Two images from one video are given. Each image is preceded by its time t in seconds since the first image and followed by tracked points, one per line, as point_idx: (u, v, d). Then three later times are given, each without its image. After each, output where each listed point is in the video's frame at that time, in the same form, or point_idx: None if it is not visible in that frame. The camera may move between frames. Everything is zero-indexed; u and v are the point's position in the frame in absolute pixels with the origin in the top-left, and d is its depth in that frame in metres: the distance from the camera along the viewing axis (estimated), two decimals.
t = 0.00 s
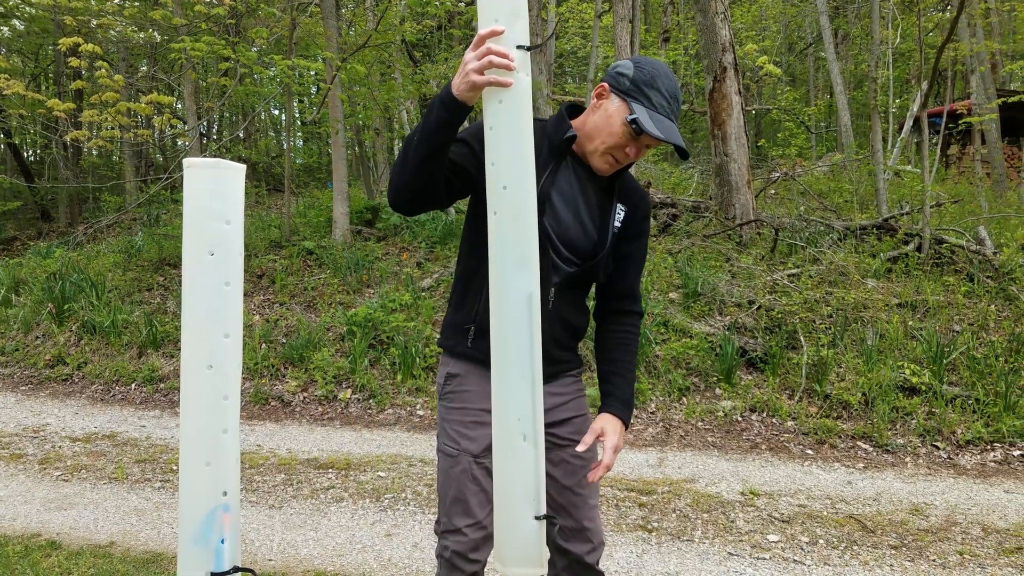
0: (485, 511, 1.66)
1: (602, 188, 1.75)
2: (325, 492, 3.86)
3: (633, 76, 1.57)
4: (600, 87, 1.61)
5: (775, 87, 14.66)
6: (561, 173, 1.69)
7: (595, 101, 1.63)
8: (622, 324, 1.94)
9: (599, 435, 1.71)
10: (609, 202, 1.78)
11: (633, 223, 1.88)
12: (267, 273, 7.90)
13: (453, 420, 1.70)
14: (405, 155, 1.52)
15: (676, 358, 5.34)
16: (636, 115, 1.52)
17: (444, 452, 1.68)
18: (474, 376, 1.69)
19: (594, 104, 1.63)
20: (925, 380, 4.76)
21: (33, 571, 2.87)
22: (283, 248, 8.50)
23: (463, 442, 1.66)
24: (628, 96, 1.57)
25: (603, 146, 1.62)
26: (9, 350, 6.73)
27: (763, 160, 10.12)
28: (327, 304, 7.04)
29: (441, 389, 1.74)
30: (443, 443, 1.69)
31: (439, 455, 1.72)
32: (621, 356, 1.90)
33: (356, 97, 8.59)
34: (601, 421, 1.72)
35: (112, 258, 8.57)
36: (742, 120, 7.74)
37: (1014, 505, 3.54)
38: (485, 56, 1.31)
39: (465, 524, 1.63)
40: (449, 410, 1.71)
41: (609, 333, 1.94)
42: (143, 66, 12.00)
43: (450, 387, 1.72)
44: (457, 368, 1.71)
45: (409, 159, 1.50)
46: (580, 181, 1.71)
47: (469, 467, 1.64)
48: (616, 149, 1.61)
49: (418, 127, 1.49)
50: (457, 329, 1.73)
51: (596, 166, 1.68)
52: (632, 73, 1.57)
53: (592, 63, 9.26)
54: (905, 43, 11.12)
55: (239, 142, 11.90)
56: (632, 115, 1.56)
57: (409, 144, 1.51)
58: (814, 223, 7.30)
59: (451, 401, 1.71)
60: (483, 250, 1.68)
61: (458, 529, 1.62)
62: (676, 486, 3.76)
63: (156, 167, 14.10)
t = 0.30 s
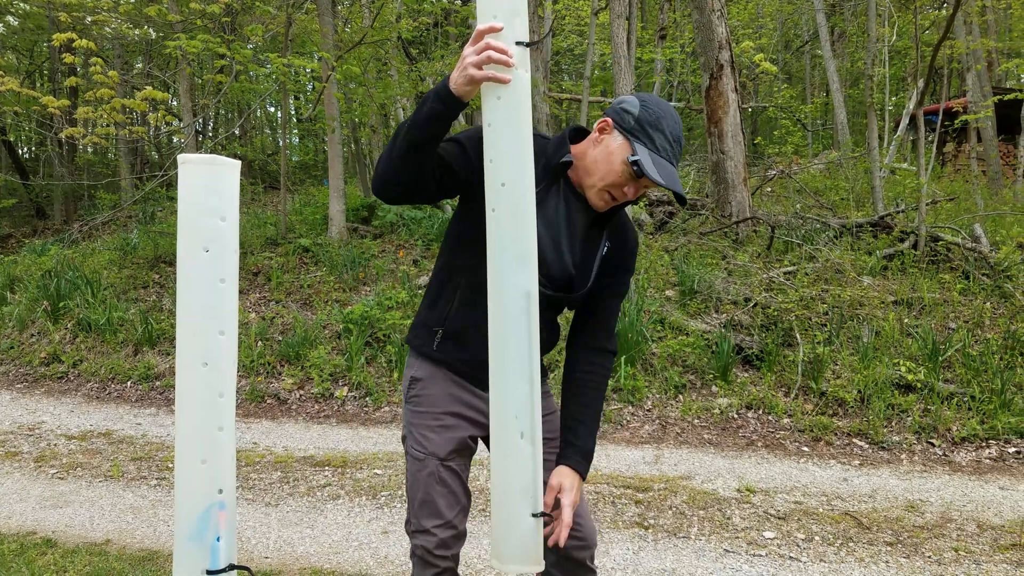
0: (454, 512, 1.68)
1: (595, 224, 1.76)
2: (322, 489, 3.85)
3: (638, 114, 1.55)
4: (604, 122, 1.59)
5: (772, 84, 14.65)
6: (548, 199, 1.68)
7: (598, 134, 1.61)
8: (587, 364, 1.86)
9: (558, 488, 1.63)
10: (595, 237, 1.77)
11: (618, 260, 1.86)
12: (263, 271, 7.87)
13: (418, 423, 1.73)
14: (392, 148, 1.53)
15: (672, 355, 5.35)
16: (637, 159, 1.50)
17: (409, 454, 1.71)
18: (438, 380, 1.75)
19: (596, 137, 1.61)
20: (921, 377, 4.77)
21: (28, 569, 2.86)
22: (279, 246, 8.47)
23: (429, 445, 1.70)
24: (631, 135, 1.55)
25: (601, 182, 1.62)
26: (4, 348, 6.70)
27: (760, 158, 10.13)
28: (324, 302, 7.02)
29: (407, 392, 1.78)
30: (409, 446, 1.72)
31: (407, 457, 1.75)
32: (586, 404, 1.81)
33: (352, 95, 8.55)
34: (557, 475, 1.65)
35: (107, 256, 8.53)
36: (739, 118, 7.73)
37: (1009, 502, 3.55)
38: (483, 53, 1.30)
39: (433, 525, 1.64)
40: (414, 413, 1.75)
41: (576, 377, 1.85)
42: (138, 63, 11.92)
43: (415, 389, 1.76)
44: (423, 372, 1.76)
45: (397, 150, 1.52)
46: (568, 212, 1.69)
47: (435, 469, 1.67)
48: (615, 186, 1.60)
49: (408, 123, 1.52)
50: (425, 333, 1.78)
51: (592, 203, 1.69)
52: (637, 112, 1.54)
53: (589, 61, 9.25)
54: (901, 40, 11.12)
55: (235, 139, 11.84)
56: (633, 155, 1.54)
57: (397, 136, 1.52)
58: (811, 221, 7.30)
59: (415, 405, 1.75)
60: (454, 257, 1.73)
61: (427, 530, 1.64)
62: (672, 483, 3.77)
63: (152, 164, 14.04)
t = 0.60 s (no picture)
0: (435, 508, 1.70)
1: (584, 256, 1.69)
2: (317, 488, 3.84)
3: (637, 158, 1.54)
4: (601, 161, 1.58)
5: (767, 82, 14.69)
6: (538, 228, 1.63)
7: (594, 173, 1.60)
8: (571, 399, 1.80)
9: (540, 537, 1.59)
10: (584, 269, 1.71)
11: (605, 289, 1.80)
12: (257, 268, 7.84)
13: (396, 421, 1.74)
14: (383, 144, 1.53)
15: (667, 353, 5.36)
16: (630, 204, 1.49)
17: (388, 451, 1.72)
18: (416, 380, 1.75)
19: (592, 175, 1.60)
20: (915, 375, 4.80)
21: (21, 568, 2.85)
22: (274, 244, 8.43)
23: (409, 443, 1.70)
24: (627, 178, 1.54)
25: (594, 222, 1.59)
26: None
27: (755, 156, 10.15)
28: (319, 300, 7.00)
29: (385, 389, 1.78)
30: (389, 444, 1.73)
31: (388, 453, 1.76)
32: (571, 446, 1.75)
33: (347, 92, 8.52)
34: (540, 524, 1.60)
35: (101, 254, 8.47)
36: (734, 116, 7.74)
37: (1002, 499, 3.58)
38: (478, 54, 1.30)
39: (415, 521, 1.66)
40: (392, 411, 1.75)
41: (560, 414, 1.79)
42: (131, 61, 11.85)
43: (393, 388, 1.77)
44: (401, 371, 1.76)
45: (388, 145, 1.51)
46: (555, 242, 1.64)
47: (414, 467, 1.69)
48: (606, 227, 1.59)
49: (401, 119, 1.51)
50: (405, 333, 1.78)
51: (584, 240, 1.66)
52: (636, 155, 1.54)
53: (584, 59, 9.25)
54: (896, 39, 11.15)
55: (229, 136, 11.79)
56: (628, 200, 1.53)
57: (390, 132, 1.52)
58: (805, 219, 7.31)
59: (394, 403, 1.75)
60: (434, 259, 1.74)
61: (408, 525, 1.66)
62: (667, 481, 3.78)
63: (147, 162, 13.96)
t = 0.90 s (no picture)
0: (430, 504, 1.69)
1: (577, 249, 1.68)
2: (310, 484, 3.83)
3: (629, 149, 1.52)
4: (593, 153, 1.56)
5: (761, 80, 14.71)
6: (529, 220, 1.63)
7: (587, 165, 1.59)
8: (569, 393, 1.79)
9: (538, 532, 1.58)
10: (579, 262, 1.71)
11: (599, 282, 1.80)
12: (250, 265, 7.80)
13: (390, 416, 1.73)
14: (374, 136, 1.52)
15: (661, 349, 5.37)
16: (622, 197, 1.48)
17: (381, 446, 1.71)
18: (409, 374, 1.74)
19: (585, 167, 1.59)
20: (908, 371, 4.83)
21: (11, 566, 2.82)
22: (267, 240, 8.38)
23: (403, 437, 1.69)
24: (620, 171, 1.52)
25: (586, 215, 1.58)
26: None
27: (749, 153, 10.16)
28: (312, 297, 6.96)
29: (380, 385, 1.77)
30: (382, 439, 1.72)
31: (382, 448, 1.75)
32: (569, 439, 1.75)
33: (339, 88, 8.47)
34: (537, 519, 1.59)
35: (92, 250, 8.39)
36: (728, 113, 7.73)
37: (995, 494, 3.61)
38: (470, 44, 1.28)
39: (410, 517, 1.65)
40: (386, 406, 1.75)
41: (558, 409, 1.78)
42: (122, 56, 11.74)
43: (387, 383, 1.76)
44: (395, 366, 1.75)
45: (379, 135, 1.51)
46: (548, 235, 1.63)
47: (408, 462, 1.68)
48: (600, 220, 1.57)
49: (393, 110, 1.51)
50: (398, 328, 1.77)
51: (578, 233, 1.65)
52: (628, 146, 1.52)
53: (579, 56, 9.23)
54: (889, 37, 11.18)
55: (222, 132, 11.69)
56: (620, 192, 1.51)
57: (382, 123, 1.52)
58: (799, 216, 7.33)
59: (388, 398, 1.74)
60: (428, 253, 1.73)
61: (403, 520, 1.65)
62: (661, 476, 3.78)
63: (139, 158, 13.85)
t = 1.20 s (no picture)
0: (429, 493, 1.68)
1: (578, 233, 1.67)
2: (304, 477, 3.81)
3: (629, 126, 1.50)
4: (592, 132, 1.54)
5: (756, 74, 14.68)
6: (529, 204, 1.61)
7: (587, 144, 1.57)
8: (569, 379, 1.78)
9: (533, 520, 1.57)
10: (579, 247, 1.69)
11: (598, 267, 1.79)
12: (243, 257, 7.74)
13: (388, 405, 1.71)
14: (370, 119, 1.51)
15: (657, 342, 5.37)
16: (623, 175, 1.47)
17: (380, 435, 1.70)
18: (407, 362, 1.72)
19: (585, 147, 1.57)
20: (904, 363, 4.85)
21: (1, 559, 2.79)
22: (259, 233, 8.32)
23: (401, 426, 1.68)
24: (620, 149, 1.50)
25: (586, 196, 1.56)
26: None
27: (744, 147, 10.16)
28: (306, 290, 6.92)
29: (377, 374, 1.76)
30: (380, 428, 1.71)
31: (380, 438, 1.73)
32: (570, 422, 1.74)
33: (333, 79, 8.39)
34: (536, 503, 1.59)
35: (84, 242, 8.31)
36: (724, 105, 7.71)
37: (990, 485, 3.63)
38: (468, 24, 1.27)
39: (408, 506, 1.64)
40: (384, 395, 1.73)
41: (557, 395, 1.77)
42: (113, 47, 11.61)
43: (385, 371, 1.74)
44: (393, 354, 1.73)
45: (375, 119, 1.49)
46: (548, 220, 1.62)
47: (407, 451, 1.66)
48: (601, 200, 1.55)
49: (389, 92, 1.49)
50: (396, 317, 1.75)
51: (578, 216, 1.63)
52: (628, 124, 1.50)
53: (574, 48, 9.18)
54: (885, 30, 11.17)
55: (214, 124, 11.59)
56: (621, 170, 1.50)
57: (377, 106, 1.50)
58: (795, 209, 7.33)
59: (385, 387, 1.73)
60: (426, 241, 1.71)
61: (401, 510, 1.64)
62: (657, 468, 3.79)
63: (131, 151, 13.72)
